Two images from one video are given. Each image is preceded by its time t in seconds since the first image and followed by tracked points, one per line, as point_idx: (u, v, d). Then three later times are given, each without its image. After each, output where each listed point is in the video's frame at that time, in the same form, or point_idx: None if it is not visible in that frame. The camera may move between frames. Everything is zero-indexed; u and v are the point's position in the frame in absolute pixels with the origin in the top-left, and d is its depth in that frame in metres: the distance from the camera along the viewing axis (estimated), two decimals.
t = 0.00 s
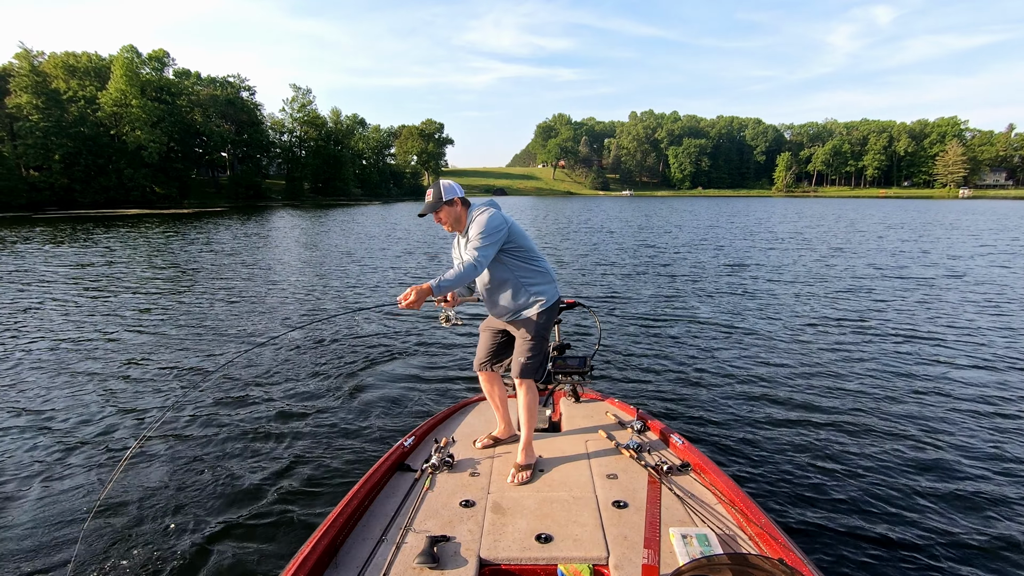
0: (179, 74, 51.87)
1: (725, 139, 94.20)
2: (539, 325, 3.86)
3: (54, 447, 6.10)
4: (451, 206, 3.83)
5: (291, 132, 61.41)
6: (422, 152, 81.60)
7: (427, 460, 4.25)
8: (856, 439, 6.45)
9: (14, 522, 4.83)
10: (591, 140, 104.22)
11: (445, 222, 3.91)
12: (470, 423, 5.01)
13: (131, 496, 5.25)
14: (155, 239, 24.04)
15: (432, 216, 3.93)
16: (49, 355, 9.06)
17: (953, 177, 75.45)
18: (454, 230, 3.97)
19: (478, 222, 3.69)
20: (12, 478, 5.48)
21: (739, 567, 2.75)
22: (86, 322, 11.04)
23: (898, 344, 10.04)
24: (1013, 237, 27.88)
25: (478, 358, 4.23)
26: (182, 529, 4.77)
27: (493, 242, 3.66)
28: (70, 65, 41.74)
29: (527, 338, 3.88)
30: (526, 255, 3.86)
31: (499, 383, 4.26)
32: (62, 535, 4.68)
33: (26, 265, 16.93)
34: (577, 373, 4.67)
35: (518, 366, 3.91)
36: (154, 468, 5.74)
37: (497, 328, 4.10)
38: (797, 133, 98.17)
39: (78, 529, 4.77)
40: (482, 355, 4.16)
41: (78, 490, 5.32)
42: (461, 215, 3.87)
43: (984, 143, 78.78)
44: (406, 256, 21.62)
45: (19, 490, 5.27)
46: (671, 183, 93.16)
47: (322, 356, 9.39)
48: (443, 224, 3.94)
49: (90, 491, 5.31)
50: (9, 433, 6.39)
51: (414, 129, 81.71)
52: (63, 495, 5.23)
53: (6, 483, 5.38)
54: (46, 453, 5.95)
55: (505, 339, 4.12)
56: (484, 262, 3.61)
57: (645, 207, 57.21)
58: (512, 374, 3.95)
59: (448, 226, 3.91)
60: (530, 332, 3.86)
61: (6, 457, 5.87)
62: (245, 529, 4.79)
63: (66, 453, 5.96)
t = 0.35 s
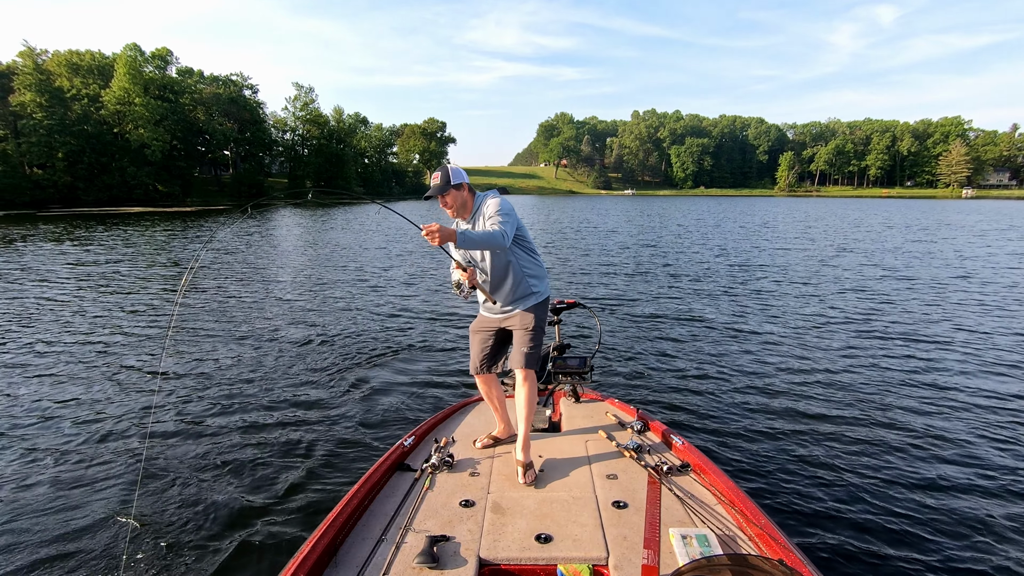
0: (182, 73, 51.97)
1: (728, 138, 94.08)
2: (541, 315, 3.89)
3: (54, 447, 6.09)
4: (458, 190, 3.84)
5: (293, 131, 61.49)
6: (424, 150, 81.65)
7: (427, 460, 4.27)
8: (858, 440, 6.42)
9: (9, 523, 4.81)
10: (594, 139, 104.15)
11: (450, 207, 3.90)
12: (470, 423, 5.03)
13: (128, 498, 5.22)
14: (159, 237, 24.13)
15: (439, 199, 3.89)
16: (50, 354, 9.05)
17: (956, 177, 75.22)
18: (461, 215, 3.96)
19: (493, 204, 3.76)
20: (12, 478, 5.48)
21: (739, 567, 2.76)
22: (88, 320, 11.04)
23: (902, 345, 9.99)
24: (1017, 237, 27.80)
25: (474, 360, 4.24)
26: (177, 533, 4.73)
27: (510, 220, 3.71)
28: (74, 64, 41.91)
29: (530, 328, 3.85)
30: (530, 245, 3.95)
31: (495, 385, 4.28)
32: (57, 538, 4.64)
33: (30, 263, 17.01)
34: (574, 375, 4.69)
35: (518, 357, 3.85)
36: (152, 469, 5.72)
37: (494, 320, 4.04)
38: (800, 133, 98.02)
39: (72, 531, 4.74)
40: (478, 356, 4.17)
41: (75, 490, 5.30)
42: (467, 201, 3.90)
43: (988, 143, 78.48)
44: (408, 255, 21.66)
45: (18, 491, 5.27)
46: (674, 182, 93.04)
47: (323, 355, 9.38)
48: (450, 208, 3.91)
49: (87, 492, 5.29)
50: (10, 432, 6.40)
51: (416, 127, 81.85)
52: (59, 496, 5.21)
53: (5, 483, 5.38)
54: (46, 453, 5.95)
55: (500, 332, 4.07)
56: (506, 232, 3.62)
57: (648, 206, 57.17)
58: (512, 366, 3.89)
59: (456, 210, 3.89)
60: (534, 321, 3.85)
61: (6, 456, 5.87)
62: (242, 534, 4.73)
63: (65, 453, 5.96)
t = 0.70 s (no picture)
0: (186, 73, 52.09)
1: (731, 138, 93.94)
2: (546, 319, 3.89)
3: (54, 450, 6.07)
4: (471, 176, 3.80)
5: (296, 131, 61.58)
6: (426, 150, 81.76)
7: (427, 459, 4.28)
8: (864, 446, 6.38)
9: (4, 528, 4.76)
10: (596, 139, 104.11)
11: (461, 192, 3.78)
12: (470, 422, 5.04)
13: (125, 502, 5.16)
14: (161, 236, 24.20)
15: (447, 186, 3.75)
16: (53, 355, 9.05)
17: (960, 177, 74.96)
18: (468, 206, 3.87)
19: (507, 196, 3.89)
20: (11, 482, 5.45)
21: (739, 565, 2.77)
22: (90, 320, 11.04)
23: (906, 348, 9.95)
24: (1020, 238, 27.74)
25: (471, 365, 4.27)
26: (172, 540, 4.67)
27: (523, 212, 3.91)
28: (78, 63, 42.07)
29: (534, 337, 3.82)
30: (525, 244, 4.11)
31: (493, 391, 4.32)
32: (50, 543, 4.61)
33: (33, 262, 17.08)
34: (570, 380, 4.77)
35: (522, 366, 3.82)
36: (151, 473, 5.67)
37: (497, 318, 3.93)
38: (803, 133, 97.79)
39: (65, 537, 4.69)
40: (475, 363, 4.18)
41: (73, 495, 5.26)
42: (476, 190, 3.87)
43: (992, 144, 78.18)
44: (410, 255, 21.70)
45: (17, 495, 5.25)
46: (676, 182, 92.90)
47: (326, 356, 9.37)
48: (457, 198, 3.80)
49: (84, 495, 5.26)
50: (10, 434, 6.39)
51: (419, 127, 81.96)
52: (57, 499, 5.18)
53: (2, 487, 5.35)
54: (45, 457, 5.92)
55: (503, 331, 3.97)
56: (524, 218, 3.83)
57: (650, 206, 57.13)
58: (515, 376, 3.83)
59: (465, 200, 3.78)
60: (540, 326, 3.83)
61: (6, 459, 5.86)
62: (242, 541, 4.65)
63: (64, 455, 5.93)
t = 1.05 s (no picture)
0: (191, 74, 52.34)
1: (735, 140, 93.75)
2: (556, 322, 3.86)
3: (56, 451, 6.08)
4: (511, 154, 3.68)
5: (301, 131, 61.78)
6: (430, 151, 81.90)
7: (428, 459, 4.29)
8: (869, 450, 6.34)
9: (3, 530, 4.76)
10: (600, 140, 104.08)
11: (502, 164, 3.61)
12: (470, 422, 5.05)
13: (125, 504, 5.16)
14: (166, 237, 24.34)
15: (491, 153, 3.56)
16: (57, 355, 9.08)
17: (966, 179, 74.56)
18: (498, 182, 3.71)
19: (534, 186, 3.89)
20: (11, 482, 5.45)
21: (739, 565, 2.77)
22: (95, 320, 11.09)
23: (913, 352, 9.89)
24: None
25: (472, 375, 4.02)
26: (171, 542, 4.66)
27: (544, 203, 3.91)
28: (84, 64, 42.35)
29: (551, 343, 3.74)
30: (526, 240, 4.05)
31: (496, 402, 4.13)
32: (47, 546, 4.60)
33: (39, 262, 17.20)
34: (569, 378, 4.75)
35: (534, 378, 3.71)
36: (151, 474, 5.66)
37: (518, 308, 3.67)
38: (807, 135, 97.50)
39: (64, 539, 4.68)
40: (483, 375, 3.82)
41: (73, 496, 5.26)
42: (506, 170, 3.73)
43: (998, 145, 77.70)
44: (413, 255, 21.77)
45: (21, 492, 5.29)
46: (680, 184, 92.76)
47: (330, 356, 9.38)
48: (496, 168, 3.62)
49: (87, 494, 5.29)
50: (14, 434, 6.40)
51: (423, 128, 82.14)
52: (61, 498, 5.21)
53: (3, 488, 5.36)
54: (47, 457, 5.93)
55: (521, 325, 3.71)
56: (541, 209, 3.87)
57: (654, 208, 57.09)
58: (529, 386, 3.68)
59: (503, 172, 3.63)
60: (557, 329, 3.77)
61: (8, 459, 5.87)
62: (240, 544, 4.65)
63: (69, 455, 5.98)
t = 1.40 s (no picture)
0: (197, 78, 52.75)
1: (739, 140, 93.49)
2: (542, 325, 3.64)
3: (56, 453, 6.12)
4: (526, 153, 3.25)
5: (305, 134, 62.13)
6: (434, 153, 82.13)
7: (421, 454, 4.29)
8: (870, 453, 6.28)
9: None
10: (604, 142, 104.05)
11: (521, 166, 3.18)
12: (464, 419, 5.05)
13: (121, 507, 5.17)
14: (171, 240, 24.54)
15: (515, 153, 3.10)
16: (58, 358, 9.11)
17: (972, 179, 73.96)
18: (509, 182, 3.25)
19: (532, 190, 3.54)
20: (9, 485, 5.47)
21: (728, 566, 2.74)
22: (97, 324, 11.14)
23: (915, 353, 9.81)
24: None
25: (476, 385, 3.29)
26: (165, 545, 4.67)
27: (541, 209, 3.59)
28: (92, 69, 42.77)
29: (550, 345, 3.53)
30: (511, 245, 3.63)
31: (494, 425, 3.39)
32: (42, 549, 4.60)
33: (46, 266, 17.40)
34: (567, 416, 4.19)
35: (539, 382, 3.47)
36: (149, 476, 5.68)
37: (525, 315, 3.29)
38: (812, 135, 97.10)
39: (58, 543, 4.69)
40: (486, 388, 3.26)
41: (70, 499, 5.28)
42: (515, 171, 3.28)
43: (1005, 144, 77.12)
44: (416, 258, 21.87)
45: (21, 493, 5.34)
46: (684, 185, 92.54)
47: (329, 359, 9.40)
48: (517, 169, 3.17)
49: (85, 496, 5.33)
50: (12, 437, 6.42)
51: (427, 130, 82.44)
52: (60, 500, 5.26)
53: None
54: (44, 460, 5.93)
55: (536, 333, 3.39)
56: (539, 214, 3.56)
57: (657, 209, 57.04)
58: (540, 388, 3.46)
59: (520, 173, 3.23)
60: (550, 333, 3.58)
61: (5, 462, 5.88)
62: (234, 548, 4.65)
63: (69, 456, 6.04)
